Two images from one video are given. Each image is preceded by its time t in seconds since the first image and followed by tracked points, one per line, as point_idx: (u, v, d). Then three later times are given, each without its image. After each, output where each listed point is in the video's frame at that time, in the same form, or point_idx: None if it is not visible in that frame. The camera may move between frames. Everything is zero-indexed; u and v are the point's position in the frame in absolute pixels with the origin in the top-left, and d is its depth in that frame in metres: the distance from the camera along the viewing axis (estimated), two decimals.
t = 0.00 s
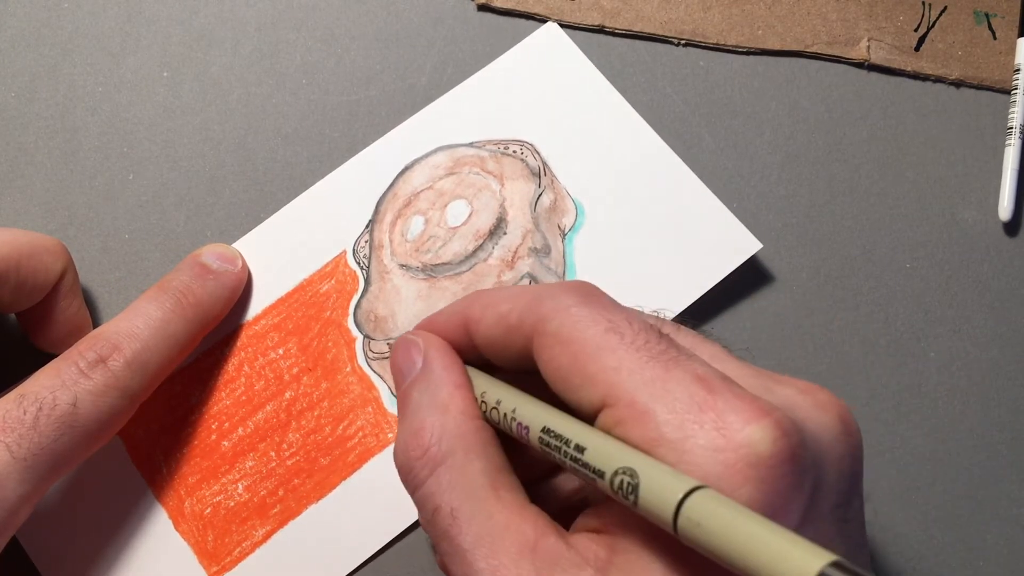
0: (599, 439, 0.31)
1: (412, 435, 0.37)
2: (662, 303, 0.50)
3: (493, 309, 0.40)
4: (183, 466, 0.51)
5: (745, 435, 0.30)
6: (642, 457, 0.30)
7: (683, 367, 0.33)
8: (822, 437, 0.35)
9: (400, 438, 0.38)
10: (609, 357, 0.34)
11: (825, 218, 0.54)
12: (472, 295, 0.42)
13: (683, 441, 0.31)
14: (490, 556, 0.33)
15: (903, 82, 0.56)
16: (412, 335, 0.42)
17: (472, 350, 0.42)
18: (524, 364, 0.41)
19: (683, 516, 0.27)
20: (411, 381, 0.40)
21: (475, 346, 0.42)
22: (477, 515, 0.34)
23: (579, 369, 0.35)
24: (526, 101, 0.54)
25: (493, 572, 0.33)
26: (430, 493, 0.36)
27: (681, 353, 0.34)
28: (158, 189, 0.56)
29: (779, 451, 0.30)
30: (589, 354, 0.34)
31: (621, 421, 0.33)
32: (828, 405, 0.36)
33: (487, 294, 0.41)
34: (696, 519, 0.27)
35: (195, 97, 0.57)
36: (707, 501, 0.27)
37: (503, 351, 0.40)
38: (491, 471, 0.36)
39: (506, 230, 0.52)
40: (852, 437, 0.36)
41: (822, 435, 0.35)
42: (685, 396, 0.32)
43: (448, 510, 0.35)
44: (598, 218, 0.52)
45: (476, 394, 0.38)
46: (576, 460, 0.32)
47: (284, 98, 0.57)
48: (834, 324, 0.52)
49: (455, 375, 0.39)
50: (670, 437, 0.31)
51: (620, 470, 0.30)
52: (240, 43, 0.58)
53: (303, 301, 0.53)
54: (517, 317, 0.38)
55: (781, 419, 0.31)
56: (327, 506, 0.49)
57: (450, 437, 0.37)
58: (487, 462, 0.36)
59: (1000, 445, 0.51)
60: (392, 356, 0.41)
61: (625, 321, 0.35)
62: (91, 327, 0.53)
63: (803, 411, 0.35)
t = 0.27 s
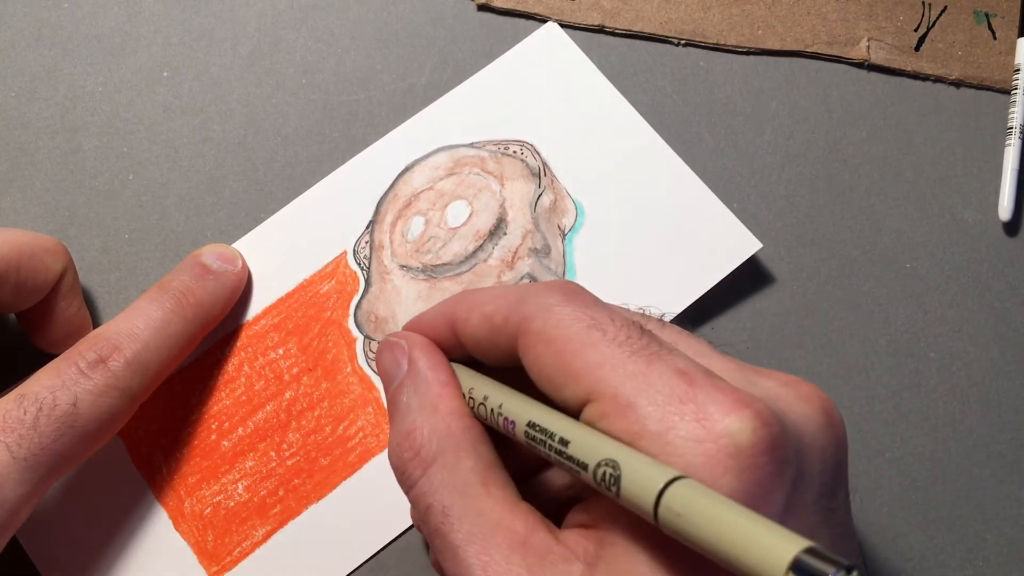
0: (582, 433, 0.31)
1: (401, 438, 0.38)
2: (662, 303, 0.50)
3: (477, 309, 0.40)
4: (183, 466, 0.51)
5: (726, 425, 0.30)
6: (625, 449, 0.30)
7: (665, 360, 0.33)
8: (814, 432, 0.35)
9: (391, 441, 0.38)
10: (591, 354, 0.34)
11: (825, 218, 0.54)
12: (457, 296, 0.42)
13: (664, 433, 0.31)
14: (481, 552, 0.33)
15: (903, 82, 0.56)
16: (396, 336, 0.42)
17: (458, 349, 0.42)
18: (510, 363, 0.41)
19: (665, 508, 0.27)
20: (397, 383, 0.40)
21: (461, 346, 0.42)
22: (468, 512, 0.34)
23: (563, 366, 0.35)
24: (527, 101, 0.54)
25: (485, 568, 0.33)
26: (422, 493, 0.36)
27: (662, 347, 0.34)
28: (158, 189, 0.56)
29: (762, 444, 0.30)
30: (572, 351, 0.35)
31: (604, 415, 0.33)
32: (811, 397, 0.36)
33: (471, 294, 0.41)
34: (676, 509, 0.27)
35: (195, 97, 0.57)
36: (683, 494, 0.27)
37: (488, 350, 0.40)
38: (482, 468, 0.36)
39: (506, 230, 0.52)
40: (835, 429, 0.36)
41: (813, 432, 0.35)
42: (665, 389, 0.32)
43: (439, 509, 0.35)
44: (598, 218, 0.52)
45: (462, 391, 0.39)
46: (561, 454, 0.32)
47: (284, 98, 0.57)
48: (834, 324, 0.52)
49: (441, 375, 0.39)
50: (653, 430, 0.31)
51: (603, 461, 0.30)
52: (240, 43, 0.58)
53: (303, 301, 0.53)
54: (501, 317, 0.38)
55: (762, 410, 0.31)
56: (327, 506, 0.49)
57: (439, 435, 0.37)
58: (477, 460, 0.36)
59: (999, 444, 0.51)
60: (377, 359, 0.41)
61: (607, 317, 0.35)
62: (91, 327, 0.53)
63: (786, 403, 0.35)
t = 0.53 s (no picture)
0: (589, 427, 0.31)
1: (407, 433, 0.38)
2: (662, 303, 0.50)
3: (483, 305, 0.40)
4: (183, 466, 0.51)
5: (733, 420, 0.30)
6: (632, 442, 0.30)
7: (672, 356, 0.33)
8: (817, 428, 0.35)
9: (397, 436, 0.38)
10: (598, 349, 0.34)
11: (825, 218, 0.54)
12: (464, 292, 0.42)
13: (671, 426, 0.31)
14: (486, 547, 0.33)
15: (903, 82, 0.56)
16: (402, 332, 0.42)
17: (464, 346, 0.42)
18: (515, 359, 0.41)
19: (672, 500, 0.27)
20: (403, 378, 0.40)
21: (467, 342, 0.42)
22: (473, 507, 0.34)
23: (570, 361, 0.35)
24: (527, 100, 0.54)
25: (489, 563, 0.33)
26: (427, 489, 0.36)
27: (668, 343, 0.34)
28: (158, 189, 0.56)
29: (770, 439, 0.30)
30: (578, 346, 0.35)
31: (610, 410, 0.33)
32: (817, 395, 0.36)
33: (477, 291, 0.41)
34: (683, 501, 0.27)
35: (195, 97, 0.57)
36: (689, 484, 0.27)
37: (495, 346, 0.40)
38: (487, 463, 0.36)
39: (506, 230, 0.52)
40: (841, 427, 0.36)
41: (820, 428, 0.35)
42: (673, 383, 0.32)
43: (444, 504, 0.35)
44: (598, 218, 0.52)
45: (468, 386, 0.39)
46: (567, 449, 0.32)
47: (284, 98, 0.57)
48: (834, 324, 0.52)
49: (447, 370, 0.39)
50: (659, 424, 0.31)
51: (610, 455, 0.30)
52: (240, 43, 0.58)
53: (302, 300, 0.53)
54: (508, 313, 0.39)
55: (769, 405, 0.31)
56: (327, 506, 0.49)
57: (445, 431, 0.37)
58: (482, 455, 0.36)
59: (999, 444, 0.51)
60: (383, 355, 0.42)
61: (614, 313, 0.36)
62: (91, 327, 0.53)
63: (793, 400, 0.35)
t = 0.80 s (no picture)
0: (605, 427, 0.31)
1: (418, 430, 0.37)
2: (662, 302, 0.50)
3: (497, 305, 0.40)
4: (183, 466, 0.51)
5: (750, 424, 0.30)
6: (648, 443, 0.30)
7: (690, 358, 0.33)
8: (833, 430, 0.35)
9: (407, 433, 0.38)
10: (613, 349, 0.34)
11: (825, 218, 0.54)
12: (477, 291, 0.42)
13: (689, 430, 0.31)
14: (496, 549, 0.33)
15: (903, 82, 0.56)
16: (413, 329, 0.41)
17: (475, 345, 0.42)
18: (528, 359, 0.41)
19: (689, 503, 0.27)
20: (414, 375, 0.39)
21: (479, 342, 0.42)
22: (484, 507, 0.34)
23: (585, 361, 0.35)
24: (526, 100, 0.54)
25: (499, 565, 0.33)
26: (437, 488, 0.36)
27: (685, 345, 0.34)
28: (158, 189, 0.56)
29: (787, 444, 0.30)
30: (593, 347, 0.35)
31: (626, 411, 0.33)
32: (830, 399, 0.36)
33: (492, 291, 0.41)
34: (702, 503, 0.27)
35: (195, 97, 0.57)
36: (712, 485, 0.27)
37: (509, 347, 0.40)
38: (498, 464, 0.35)
39: (506, 230, 0.52)
40: (854, 431, 0.36)
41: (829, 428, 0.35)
42: (690, 385, 0.32)
43: (454, 504, 0.35)
44: (598, 218, 0.52)
45: (480, 386, 0.39)
46: (582, 449, 0.32)
47: (285, 98, 0.57)
48: (834, 324, 0.52)
49: (459, 368, 0.39)
50: (677, 426, 0.31)
51: (627, 455, 0.30)
52: (240, 43, 0.58)
53: (303, 300, 0.53)
54: (522, 313, 0.39)
55: (786, 409, 0.31)
56: (327, 506, 0.49)
57: (457, 431, 0.37)
58: (494, 456, 0.36)
59: (999, 444, 0.51)
60: (393, 352, 0.41)
61: (630, 314, 0.36)
62: (91, 327, 0.53)
63: (807, 404, 0.35)
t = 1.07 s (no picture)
0: (605, 425, 0.31)
1: (419, 429, 0.37)
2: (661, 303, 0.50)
3: (498, 305, 0.40)
4: (183, 466, 0.51)
5: (751, 421, 0.30)
6: (648, 440, 0.30)
7: (690, 356, 0.33)
8: (832, 428, 0.35)
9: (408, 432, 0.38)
10: (613, 347, 0.34)
11: (825, 218, 0.54)
12: (479, 292, 0.42)
13: (689, 427, 0.31)
14: (496, 547, 0.33)
15: (903, 82, 0.56)
16: (415, 329, 0.42)
17: (477, 346, 0.42)
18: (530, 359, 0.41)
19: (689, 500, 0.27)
20: (416, 374, 0.40)
21: (480, 342, 0.42)
22: (484, 505, 0.34)
23: (585, 358, 0.35)
24: (526, 100, 0.54)
25: (500, 563, 0.33)
26: (438, 486, 0.36)
27: (685, 343, 0.34)
28: (158, 189, 0.56)
29: (787, 440, 0.30)
30: (594, 345, 0.35)
31: (626, 409, 0.33)
32: (831, 397, 0.36)
33: (493, 291, 0.41)
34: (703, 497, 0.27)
35: (195, 97, 0.57)
36: (714, 478, 0.27)
37: (510, 346, 0.40)
38: (499, 462, 0.36)
39: (506, 230, 0.52)
40: (856, 428, 0.36)
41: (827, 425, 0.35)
42: (691, 382, 0.32)
43: (455, 502, 0.35)
44: (598, 218, 0.52)
45: (482, 385, 0.38)
46: (583, 446, 0.32)
47: (285, 98, 0.57)
48: (834, 324, 0.52)
49: (460, 367, 0.39)
50: (677, 423, 0.31)
51: (627, 452, 0.30)
52: (240, 43, 0.58)
53: (303, 300, 0.53)
54: (523, 312, 0.39)
55: (786, 405, 0.31)
56: (327, 506, 0.49)
57: (458, 429, 0.37)
58: (494, 454, 0.36)
59: (999, 445, 0.51)
60: (395, 352, 0.41)
61: (630, 312, 0.35)
62: (91, 327, 0.53)
63: (808, 403, 0.35)
